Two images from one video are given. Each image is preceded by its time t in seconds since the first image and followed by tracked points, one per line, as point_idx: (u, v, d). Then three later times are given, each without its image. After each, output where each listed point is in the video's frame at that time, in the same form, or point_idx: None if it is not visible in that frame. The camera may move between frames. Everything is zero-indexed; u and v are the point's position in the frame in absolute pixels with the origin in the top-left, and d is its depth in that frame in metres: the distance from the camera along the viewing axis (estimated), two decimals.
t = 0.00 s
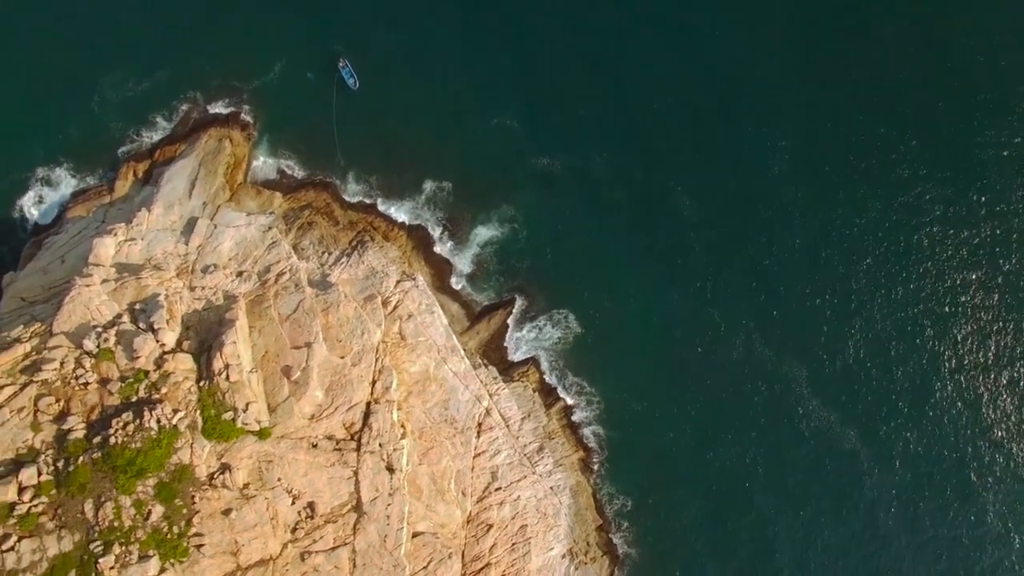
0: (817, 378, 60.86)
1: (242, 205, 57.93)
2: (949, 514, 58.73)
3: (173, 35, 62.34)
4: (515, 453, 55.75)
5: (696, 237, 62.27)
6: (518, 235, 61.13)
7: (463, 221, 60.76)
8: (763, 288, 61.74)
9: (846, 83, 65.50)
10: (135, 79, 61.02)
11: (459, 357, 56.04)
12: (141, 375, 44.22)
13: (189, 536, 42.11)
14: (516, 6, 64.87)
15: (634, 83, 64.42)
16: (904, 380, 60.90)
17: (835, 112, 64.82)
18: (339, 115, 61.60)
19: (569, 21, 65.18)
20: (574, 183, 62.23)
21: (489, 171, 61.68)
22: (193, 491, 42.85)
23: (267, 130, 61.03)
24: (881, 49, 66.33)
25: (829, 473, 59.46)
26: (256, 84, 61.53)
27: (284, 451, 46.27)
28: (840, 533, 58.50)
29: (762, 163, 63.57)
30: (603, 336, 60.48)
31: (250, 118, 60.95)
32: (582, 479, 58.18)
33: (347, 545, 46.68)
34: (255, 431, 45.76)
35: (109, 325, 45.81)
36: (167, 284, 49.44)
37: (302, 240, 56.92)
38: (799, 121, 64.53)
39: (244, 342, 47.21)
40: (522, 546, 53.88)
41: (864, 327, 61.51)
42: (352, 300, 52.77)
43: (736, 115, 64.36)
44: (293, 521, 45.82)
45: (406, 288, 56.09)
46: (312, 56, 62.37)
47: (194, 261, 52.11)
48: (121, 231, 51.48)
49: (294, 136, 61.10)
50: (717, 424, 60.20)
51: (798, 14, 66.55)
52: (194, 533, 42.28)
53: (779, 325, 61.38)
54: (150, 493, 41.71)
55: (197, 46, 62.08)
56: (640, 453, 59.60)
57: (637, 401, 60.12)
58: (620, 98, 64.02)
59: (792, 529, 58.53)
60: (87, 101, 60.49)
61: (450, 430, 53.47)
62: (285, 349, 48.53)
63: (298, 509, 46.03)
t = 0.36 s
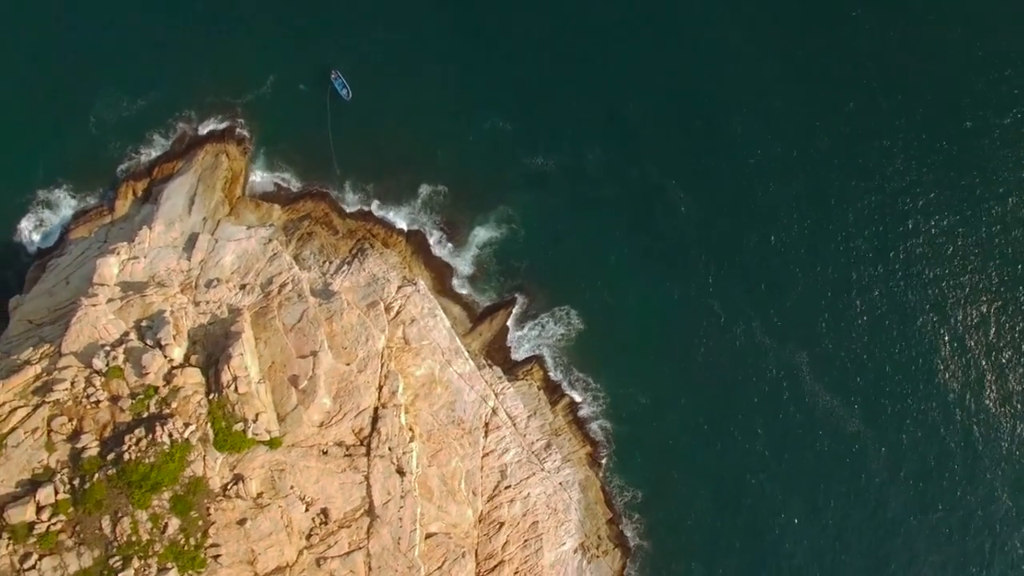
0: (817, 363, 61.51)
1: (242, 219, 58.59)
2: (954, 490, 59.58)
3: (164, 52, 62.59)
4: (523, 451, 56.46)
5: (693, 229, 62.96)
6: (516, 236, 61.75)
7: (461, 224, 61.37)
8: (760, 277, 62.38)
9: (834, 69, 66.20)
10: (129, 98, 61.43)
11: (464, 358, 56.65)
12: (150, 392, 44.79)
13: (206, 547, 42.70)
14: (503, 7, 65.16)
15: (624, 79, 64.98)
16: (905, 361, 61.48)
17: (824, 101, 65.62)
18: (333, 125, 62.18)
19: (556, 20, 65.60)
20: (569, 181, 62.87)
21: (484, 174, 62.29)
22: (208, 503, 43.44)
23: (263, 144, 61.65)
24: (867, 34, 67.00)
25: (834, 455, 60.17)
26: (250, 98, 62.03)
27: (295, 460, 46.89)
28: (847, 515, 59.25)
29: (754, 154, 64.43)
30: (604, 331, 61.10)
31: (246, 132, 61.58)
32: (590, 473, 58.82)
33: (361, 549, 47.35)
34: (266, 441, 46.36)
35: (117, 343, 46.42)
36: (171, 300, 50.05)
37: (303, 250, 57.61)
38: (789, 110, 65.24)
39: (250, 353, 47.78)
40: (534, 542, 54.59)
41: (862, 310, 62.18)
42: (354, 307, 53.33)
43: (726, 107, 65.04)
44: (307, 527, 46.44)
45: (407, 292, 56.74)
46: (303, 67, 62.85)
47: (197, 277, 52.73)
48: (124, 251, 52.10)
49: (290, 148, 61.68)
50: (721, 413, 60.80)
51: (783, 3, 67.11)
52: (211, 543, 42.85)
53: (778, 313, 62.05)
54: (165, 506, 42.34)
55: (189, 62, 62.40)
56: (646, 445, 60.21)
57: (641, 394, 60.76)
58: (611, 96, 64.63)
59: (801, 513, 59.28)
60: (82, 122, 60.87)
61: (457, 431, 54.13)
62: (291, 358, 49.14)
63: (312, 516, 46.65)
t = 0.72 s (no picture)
0: (819, 347, 62.10)
1: (242, 232, 59.25)
2: (959, 467, 60.30)
3: (157, 71, 63.20)
4: (532, 448, 57.18)
5: (689, 221, 63.64)
6: (515, 236, 62.38)
7: (459, 227, 62.04)
8: (757, 265, 63.12)
9: (821, 58, 67.12)
10: (125, 118, 62.07)
11: (468, 360, 57.31)
12: (162, 407, 45.47)
13: (223, 558, 43.36)
14: (491, 11, 65.84)
15: (614, 77, 65.71)
16: (904, 340, 62.15)
17: (813, 88, 66.41)
18: (329, 135, 62.82)
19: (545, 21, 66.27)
20: (565, 179, 63.51)
21: (479, 176, 62.93)
22: (224, 514, 44.11)
23: (260, 157, 62.29)
24: (849, 22, 68.06)
25: (839, 438, 60.81)
26: (245, 112, 62.74)
27: (307, 467, 47.54)
28: (856, 496, 59.83)
29: (746, 143, 65.07)
30: (606, 326, 61.76)
31: (242, 147, 62.22)
32: (599, 467, 59.43)
33: (376, 552, 48.01)
34: (277, 451, 47.07)
35: (126, 361, 47.09)
36: (177, 315, 50.69)
37: (305, 261, 58.27)
38: (779, 98, 65.92)
39: (258, 364, 48.42)
40: (546, 538, 55.27)
41: (860, 293, 62.85)
42: (358, 315, 53.87)
43: (716, 98, 65.69)
44: (322, 533, 47.10)
45: (409, 297, 57.31)
46: (297, 80, 63.53)
47: (201, 291, 53.34)
48: (127, 269, 52.74)
49: (287, 160, 62.32)
50: (726, 401, 61.43)
51: None
52: (228, 554, 43.51)
53: (777, 300, 62.70)
54: (182, 519, 43.00)
55: (183, 80, 63.05)
56: (653, 437, 60.83)
57: (645, 387, 61.40)
58: (602, 93, 65.33)
59: (809, 496, 59.90)
60: (79, 143, 61.49)
61: (466, 432, 54.83)
62: (298, 368, 49.72)
63: (326, 522, 47.32)
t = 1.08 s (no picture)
0: (819, 333, 62.62)
1: (243, 245, 59.84)
2: (963, 446, 61.00)
3: (153, 88, 63.79)
4: (539, 446, 57.82)
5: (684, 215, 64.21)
6: (513, 237, 62.92)
7: (457, 230, 62.59)
8: (755, 256, 63.73)
9: (809, 48, 67.78)
10: (122, 137, 62.63)
11: (472, 361, 57.89)
12: (171, 421, 45.99)
13: (239, 567, 43.72)
14: (479, 15, 66.43)
15: (604, 75, 66.31)
16: (903, 324, 62.72)
17: (801, 78, 67.03)
18: (324, 145, 63.36)
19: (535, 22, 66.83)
20: (561, 178, 64.07)
21: (475, 179, 63.48)
22: (238, 524, 44.61)
23: (257, 170, 62.86)
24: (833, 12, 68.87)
25: (843, 422, 61.38)
26: (241, 126, 63.34)
27: (318, 474, 48.11)
28: (863, 480, 60.34)
29: (738, 135, 65.66)
30: (607, 322, 62.31)
31: (239, 160, 62.81)
32: (606, 462, 60.00)
33: (390, 556, 48.54)
34: (288, 459, 47.62)
35: (134, 378, 47.71)
36: (183, 330, 51.29)
37: (306, 270, 58.86)
38: (768, 90, 66.50)
39: (264, 375, 48.96)
40: (557, 534, 55.85)
41: (857, 278, 63.42)
42: (362, 321, 54.36)
43: (706, 92, 66.24)
44: (336, 539, 47.56)
45: (411, 301, 57.90)
46: (291, 91, 64.08)
47: (205, 305, 53.90)
48: (132, 287, 53.34)
49: (284, 172, 62.91)
50: (729, 391, 62.00)
51: None
52: (244, 563, 43.88)
53: (775, 289, 63.29)
54: (197, 530, 43.52)
55: (178, 96, 63.62)
56: (658, 430, 61.38)
57: (649, 380, 61.94)
58: (595, 91, 65.89)
59: (816, 481, 60.48)
60: (78, 163, 62.05)
61: (473, 433, 55.47)
62: (304, 376, 50.22)
63: (339, 527, 47.80)
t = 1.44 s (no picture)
0: (818, 318, 63.30)
1: (245, 259, 60.46)
2: (966, 421, 61.71)
3: (147, 106, 64.38)
4: (547, 442, 58.52)
5: (679, 207, 64.88)
6: (511, 237, 63.57)
7: (455, 234, 63.21)
8: (751, 244, 64.37)
9: (796, 35, 68.40)
10: (119, 159, 63.22)
11: (477, 363, 58.61)
12: (183, 437, 46.60)
13: None
14: (465, 20, 66.99)
15: (593, 73, 66.85)
16: (900, 304, 63.41)
17: (787, 66, 67.79)
18: (319, 157, 63.99)
19: (525, 23, 67.48)
20: (555, 177, 64.70)
21: (471, 182, 64.11)
22: (255, 535, 45.30)
23: (254, 184, 63.46)
24: None
25: (846, 404, 62.07)
26: (236, 142, 63.98)
27: (331, 481, 48.80)
28: (868, 460, 61.12)
29: (728, 126, 66.42)
30: (608, 317, 62.94)
31: (237, 176, 63.46)
32: (614, 455, 60.66)
33: (406, 558, 49.24)
34: (300, 468, 48.24)
35: (145, 396, 48.35)
36: (189, 346, 51.91)
37: (308, 281, 59.53)
38: (755, 80, 67.29)
39: (273, 387, 49.54)
40: (570, 528, 56.54)
41: (853, 260, 64.12)
42: (366, 328, 54.92)
43: (694, 85, 66.95)
44: (351, 544, 48.31)
45: (414, 307, 58.59)
46: (285, 104, 64.73)
47: (210, 320, 54.53)
48: (137, 306, 53.96)
49: (281, 185, 63.51)
50: (732, 379, 62.61)
51: None
52: (262, 572, 44.65)
53: (773, 275, 63.91)
54: (214, 543, 44.21)
55: (173, 115, 64.23)
56: (664, 421, 62.02)
57: (652, 373, 62.58)
58: (584, 89, 66.50)
59: (823, 464, 61.17)
60: (77, 186, 62.68)
61: (481, 433, 56.17)
62: (312, 386, 50.81)
63: (354, 533, 48.54)
